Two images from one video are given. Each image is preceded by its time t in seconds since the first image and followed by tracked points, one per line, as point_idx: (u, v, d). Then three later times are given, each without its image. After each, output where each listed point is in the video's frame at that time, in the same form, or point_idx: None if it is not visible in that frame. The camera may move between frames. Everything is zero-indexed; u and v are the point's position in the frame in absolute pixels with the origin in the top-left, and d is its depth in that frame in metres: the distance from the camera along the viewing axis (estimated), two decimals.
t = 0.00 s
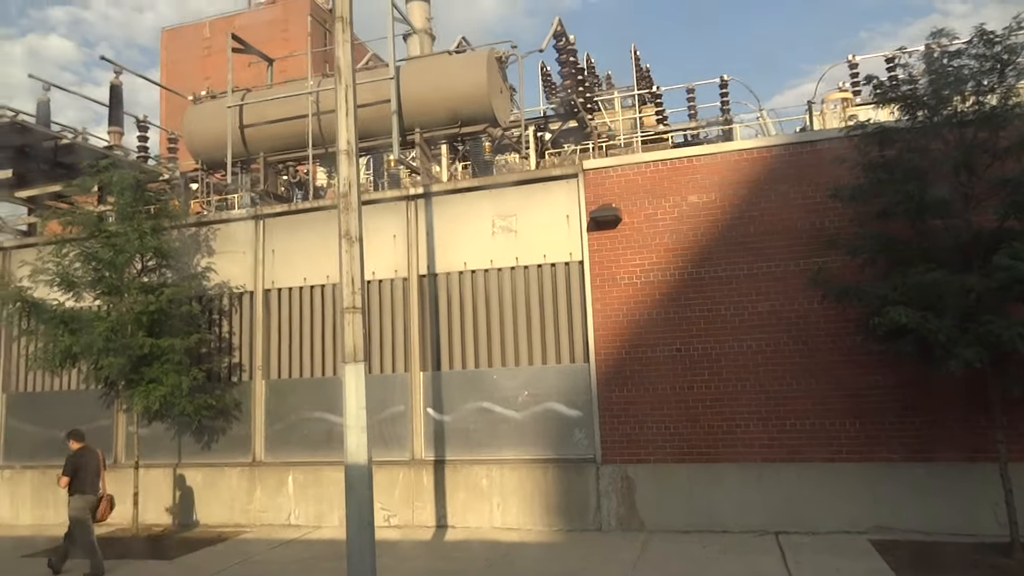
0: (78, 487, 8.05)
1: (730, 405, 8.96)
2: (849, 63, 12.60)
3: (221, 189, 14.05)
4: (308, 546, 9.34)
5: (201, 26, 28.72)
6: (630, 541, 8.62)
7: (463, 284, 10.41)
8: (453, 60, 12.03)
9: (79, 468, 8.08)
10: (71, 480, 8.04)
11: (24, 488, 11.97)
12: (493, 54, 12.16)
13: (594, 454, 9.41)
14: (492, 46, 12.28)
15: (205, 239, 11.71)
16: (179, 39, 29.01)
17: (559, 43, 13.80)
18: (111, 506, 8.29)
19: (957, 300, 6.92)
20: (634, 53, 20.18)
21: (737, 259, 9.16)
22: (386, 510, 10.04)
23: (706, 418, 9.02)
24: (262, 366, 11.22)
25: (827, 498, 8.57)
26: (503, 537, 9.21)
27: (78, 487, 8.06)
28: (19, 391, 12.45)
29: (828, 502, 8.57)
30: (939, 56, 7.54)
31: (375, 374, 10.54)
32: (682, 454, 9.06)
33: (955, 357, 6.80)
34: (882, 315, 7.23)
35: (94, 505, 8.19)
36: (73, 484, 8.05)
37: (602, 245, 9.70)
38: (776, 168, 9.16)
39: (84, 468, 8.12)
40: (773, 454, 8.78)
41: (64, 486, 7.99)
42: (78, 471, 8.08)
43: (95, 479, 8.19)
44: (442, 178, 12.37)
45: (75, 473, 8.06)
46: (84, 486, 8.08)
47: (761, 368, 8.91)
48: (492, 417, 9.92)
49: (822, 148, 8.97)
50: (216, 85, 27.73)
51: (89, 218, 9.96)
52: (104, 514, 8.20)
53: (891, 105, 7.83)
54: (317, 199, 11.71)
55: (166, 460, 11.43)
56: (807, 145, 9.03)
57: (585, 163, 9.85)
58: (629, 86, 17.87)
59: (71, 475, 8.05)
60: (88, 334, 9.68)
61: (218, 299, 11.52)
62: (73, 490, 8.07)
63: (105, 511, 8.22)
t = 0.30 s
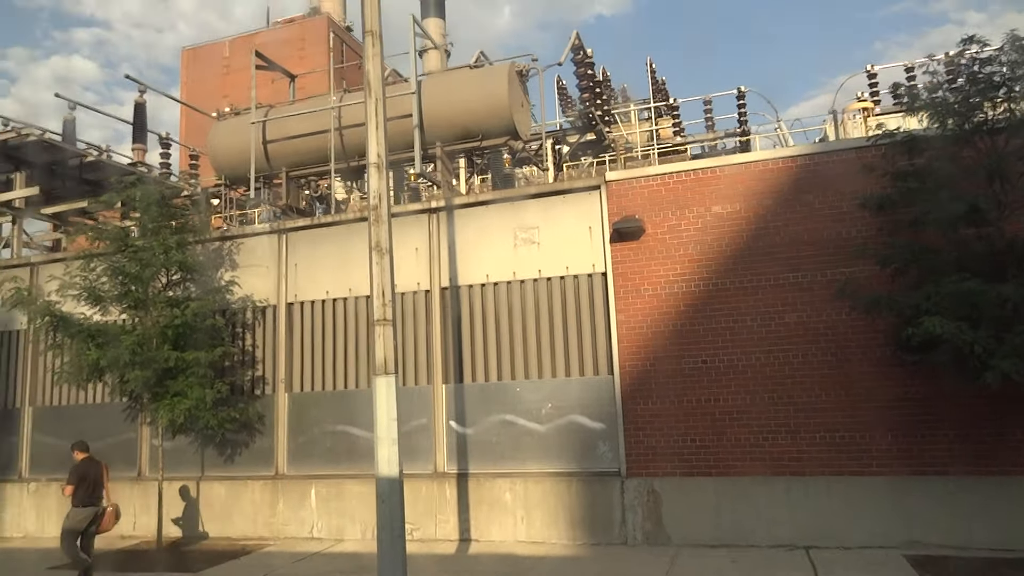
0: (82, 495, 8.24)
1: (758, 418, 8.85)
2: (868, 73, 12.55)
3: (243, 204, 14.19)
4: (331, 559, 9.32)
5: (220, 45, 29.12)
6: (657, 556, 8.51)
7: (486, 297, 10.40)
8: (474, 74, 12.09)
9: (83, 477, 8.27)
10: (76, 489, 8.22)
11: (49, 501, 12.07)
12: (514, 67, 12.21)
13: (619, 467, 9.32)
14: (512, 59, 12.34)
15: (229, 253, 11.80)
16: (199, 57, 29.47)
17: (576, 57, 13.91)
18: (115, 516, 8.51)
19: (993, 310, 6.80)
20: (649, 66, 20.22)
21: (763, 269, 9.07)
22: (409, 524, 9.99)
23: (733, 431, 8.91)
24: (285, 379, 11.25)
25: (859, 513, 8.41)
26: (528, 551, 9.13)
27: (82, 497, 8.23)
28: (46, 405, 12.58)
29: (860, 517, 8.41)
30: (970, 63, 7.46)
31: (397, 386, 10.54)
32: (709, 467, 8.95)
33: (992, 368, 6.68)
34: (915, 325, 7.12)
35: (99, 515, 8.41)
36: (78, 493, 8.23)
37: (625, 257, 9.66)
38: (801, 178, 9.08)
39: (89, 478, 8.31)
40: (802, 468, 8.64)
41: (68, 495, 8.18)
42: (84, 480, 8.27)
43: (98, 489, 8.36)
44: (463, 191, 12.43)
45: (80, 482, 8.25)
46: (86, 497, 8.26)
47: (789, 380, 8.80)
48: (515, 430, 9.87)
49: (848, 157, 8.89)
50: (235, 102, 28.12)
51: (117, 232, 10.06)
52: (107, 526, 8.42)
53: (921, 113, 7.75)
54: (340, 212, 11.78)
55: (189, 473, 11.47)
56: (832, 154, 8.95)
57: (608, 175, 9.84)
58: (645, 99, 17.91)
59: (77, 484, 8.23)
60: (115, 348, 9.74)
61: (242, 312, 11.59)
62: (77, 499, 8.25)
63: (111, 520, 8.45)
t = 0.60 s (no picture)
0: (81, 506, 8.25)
1: (780, 425, 8.75)
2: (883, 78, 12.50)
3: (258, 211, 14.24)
4: (349, 568, 9.26)
5: (231, 55, 29.30)
6: (679, 565, 8.41)
7: (503, 303, 10.35)
8: (490, 80, 12.08)
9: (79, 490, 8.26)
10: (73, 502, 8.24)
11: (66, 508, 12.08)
12: (530, 73, 12.19)
13: (639, 474, 9.24)
14: (528, 66, 12.34)
15: (245, 261, 11.81)
16: (209, 66, 29.66)
17: (588, 64, 13.96)
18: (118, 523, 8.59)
19: None
20: (660, 73, 20.22)
21: (783, 275, 9.00)
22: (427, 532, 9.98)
23: (755, 439, 8.81)
24: (302, 387, 11.23)
25: (885, 521, 8.30)
26: (547, 559, 9.04)
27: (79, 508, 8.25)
28: (61, 412, 12.60)
29: (885, 526, 8.30)
30: (998, 67, 7.40)
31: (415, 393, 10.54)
32: (730, 475, 8.86)
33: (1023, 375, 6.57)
34: (943, 331, 7.03)
35: (99, 524, 8.44)
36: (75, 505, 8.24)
37: (644, 262, 9.60)
38: (822, 182, 9.01)
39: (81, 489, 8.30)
40: (825, 476, 8.53)
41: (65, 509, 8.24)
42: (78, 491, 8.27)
43: (95, 499, 8.39)
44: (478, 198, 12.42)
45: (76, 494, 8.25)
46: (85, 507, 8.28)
47: (812, 387, 8.70)
48: (534, 437, 9.80)
49: (870, 162, 8.82)
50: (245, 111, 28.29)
51: (134, 240, 10.05)
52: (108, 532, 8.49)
53: (947, 117, 7.70)
54: (356, 219, 11.77)
55: (205, 481, 11.44)
56: (854, 159, 8.88)
57: (627, 180, 9.78)
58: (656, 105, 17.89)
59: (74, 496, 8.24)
60: (133, 355, 9.71)
61: (258, 319, 11.58)
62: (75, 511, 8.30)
63: (110, 528, 8.48)
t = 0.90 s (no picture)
0: (72, 507, 8.26)
1: (802, 431, 8.65)
2: (897, 83, 12.46)
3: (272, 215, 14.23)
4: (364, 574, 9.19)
5: (238, 60, 29.27)
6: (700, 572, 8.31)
7: (519, 307, 10.29)
8: (506, 84, 12.05)
9: (72, 491, 8.28)
10: (64, 504, 8.24)
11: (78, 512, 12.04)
12: (545, 77, 12.16)
13: (658, 480, 9.14)
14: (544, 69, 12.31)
15: (260, 264, 11.78)
16: (217, 70, 29.76)
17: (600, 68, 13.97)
18: (102, 529, 8.50)
19: None
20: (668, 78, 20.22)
21: (805, 280, 8.91)
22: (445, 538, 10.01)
23: (777, 445, 8.72)
24: (317, 390, 11.19)
25: (909, 528, 8.19)
26: (565, 566, 8.95)
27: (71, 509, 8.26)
28: (75, 416, 12.59)
29: (909, 533, 8.19)
30: None
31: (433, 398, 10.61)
32: (751, 481, 8.76)
33: None
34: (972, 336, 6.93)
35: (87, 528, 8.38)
36: (67, 506, 8.24)
37: (663, 266, 9.53)
38: (844, 185, 8.94)
39: (76, 489, 8.32)
40: (848, 483, 8.43)
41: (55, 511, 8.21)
42: (72, 491, 8.29)
43: (87, 505, 8.35)
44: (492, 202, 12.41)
45: (68, 495, 8.26)
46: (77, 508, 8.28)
47: (835, 393, 8.60)
48: (552, 441, 9.72)
49: (893, 165, 8.74)
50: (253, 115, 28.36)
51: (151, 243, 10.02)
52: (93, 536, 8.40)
53: (973, 120, 7.63)
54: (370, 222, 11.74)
55: (219, 485, 11.39)
56: (876, 162, 8.81)
57: (645, 183, 9.72)
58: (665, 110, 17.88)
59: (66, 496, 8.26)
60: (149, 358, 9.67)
61: (273, 323, 11.53)
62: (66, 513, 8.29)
63: (97, 534, 8.43)
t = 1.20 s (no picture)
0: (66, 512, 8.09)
1: (823, 433, 8.57)
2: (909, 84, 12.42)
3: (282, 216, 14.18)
4: None
5: (243, 63, 29.28)
6: None
7: (535, 309, 10.20)
8: (521, 84, 12.00)
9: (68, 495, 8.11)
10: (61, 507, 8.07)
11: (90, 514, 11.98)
12: (560, 77, 12.10)
13: (677, 483, 9.06)
14: (558, 69, 12.25)
15: (273, 265, 11.71)
16: (222, 73, 29.81)
17: (610, 70, 13.94)
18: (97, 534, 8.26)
19: None
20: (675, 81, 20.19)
21: (825, 281, 8.84)
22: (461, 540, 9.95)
23: (797, 447, 8.64)
24: (330, 393, 11.13)
25: (932, 531, 8.10)
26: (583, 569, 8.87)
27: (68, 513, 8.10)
28: (86, 417, 12.55)
29: (932, 537, 8.10)
30: None
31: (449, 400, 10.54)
32: (772, 484, 8.67)
33: None
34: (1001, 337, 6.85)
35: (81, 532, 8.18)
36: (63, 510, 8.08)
37: (681, 267, 9.45)
38: (865, 186, 8.87)
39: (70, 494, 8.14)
40: (870, 486, 8.34)
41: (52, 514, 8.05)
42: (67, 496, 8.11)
43: (82, 508, 8.17)
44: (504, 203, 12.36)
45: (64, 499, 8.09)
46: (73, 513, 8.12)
47: (856, 394, 8.52)
48: (570, 444, 9.63)
49: (916, 165, 8.67)
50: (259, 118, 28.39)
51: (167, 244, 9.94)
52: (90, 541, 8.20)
53: (1000, 119, 7.55)
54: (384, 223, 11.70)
55: (233, 487, 11.32)
56: (898, 162, 8.74)
57: (663, 184, 9.64)
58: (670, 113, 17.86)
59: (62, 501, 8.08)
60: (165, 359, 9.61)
61: (286, 324, 11.46)
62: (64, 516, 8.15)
63: (92, 540, 8.19)
